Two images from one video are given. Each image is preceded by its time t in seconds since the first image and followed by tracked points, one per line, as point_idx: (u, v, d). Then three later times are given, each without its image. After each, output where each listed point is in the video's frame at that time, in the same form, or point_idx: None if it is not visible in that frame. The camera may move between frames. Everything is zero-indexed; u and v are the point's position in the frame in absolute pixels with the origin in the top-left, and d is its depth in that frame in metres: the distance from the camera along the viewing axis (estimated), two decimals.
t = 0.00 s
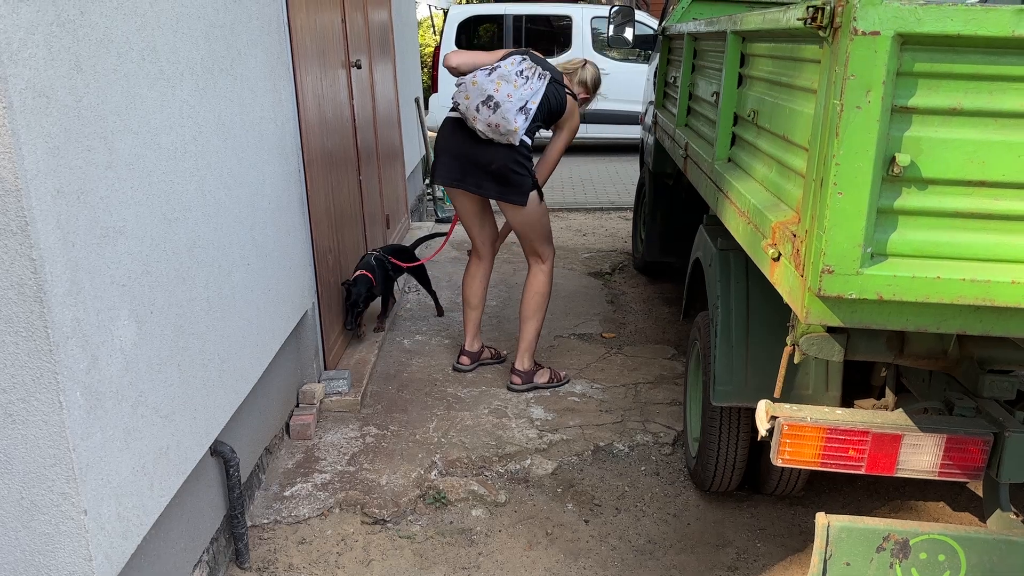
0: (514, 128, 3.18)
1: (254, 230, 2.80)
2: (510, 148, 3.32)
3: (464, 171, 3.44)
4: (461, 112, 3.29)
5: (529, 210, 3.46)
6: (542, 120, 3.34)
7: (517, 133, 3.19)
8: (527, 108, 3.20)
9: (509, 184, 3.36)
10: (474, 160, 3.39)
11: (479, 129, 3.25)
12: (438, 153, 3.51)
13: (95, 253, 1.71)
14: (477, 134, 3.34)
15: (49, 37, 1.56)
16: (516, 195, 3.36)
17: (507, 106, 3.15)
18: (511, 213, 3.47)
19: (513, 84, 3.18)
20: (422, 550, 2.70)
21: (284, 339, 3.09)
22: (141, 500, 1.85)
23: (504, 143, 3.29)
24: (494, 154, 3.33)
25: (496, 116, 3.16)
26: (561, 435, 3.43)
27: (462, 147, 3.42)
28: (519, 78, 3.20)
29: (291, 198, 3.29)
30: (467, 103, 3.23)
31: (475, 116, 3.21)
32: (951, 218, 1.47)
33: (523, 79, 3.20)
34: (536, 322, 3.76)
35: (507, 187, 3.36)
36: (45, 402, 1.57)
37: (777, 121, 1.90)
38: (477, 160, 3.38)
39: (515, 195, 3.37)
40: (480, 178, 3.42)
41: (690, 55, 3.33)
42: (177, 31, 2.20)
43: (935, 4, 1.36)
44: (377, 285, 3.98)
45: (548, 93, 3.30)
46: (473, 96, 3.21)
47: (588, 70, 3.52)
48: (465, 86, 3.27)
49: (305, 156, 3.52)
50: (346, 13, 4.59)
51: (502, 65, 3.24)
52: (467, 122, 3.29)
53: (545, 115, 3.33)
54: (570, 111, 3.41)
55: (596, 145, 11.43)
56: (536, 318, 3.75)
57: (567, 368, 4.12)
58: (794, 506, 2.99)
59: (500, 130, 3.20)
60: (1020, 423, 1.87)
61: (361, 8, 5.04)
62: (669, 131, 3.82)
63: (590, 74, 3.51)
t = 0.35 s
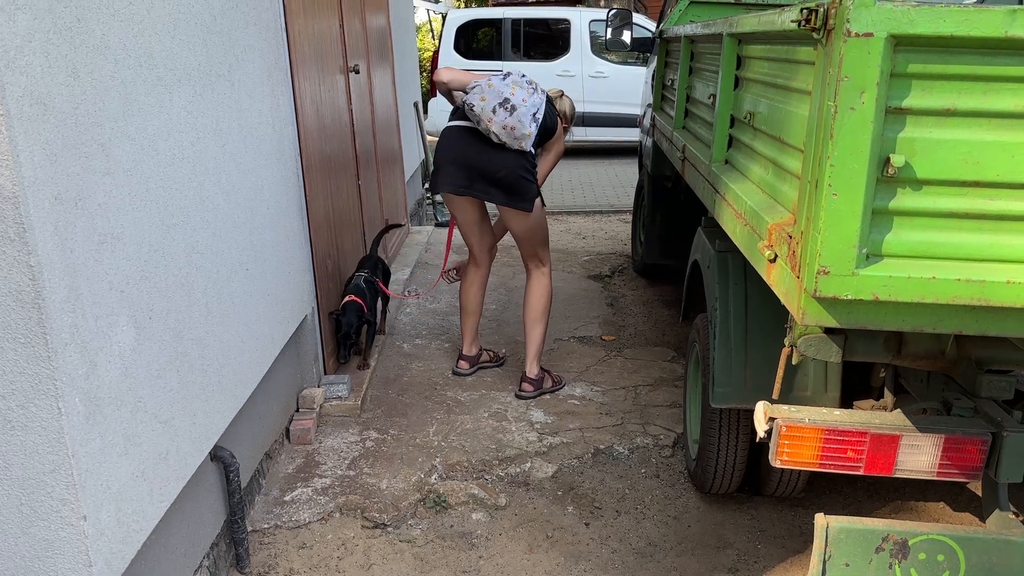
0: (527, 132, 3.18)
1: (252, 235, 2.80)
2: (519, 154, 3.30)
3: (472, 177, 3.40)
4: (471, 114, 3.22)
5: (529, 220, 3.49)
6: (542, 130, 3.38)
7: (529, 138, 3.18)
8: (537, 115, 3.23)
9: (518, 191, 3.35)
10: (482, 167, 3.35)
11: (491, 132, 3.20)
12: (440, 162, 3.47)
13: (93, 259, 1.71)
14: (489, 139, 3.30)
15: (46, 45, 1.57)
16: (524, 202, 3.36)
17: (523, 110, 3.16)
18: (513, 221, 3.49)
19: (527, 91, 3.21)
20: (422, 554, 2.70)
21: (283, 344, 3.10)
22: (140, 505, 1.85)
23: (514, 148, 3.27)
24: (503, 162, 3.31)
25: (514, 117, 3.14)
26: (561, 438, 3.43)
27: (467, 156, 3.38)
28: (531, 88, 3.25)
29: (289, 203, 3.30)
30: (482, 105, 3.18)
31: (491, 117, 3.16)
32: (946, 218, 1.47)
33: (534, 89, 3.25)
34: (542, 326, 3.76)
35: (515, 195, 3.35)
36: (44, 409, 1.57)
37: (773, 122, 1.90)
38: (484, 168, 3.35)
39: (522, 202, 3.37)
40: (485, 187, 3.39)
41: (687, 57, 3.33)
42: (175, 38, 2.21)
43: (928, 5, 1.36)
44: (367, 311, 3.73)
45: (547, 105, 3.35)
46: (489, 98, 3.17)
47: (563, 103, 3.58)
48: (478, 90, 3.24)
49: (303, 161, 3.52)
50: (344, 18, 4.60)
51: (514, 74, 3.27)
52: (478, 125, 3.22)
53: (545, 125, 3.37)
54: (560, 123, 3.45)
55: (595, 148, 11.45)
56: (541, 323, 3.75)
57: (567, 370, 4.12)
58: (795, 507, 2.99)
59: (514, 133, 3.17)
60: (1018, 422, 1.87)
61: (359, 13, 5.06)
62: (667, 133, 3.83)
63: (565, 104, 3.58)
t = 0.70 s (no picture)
0: (547, 125, 3.21)
1: (251, 239, 2.81)
2: (539, 148, 3.33)
3: (495, 173, 3.38)
4: (489, 113, 3.18)
5: (539, 216, 3.46)
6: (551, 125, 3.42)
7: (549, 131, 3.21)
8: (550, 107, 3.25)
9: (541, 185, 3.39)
10: (506, 163, 3.34)
11: (511, 130, 3.18)
12: (457, 162, 3.42)
13: (92, 263, 1.71)
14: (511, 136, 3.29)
15: (44, 50, 1.57)
16: (547, 195, 3.41)
17: (541, 103, 3.17)
18: (523, 217, 3.47)
19: (539, 84, 3.23)
20: (423, 557, 2.70)
21: (282, 347, 3.10)
22: (140, 509, 1.85)
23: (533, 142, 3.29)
24: (525, 156, 3.32)
25: (536, 112, 3.14)
26: (561, 440, 3.43)
27: (489, 154, 3.35)
28: (539, 80, 3.27)
29: (287, 206, 3.30)
30: (501, 103, 3.14)
31: (512, 115, 3.14)
32: (944, 216, 1.48)
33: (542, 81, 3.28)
34: (538, 334, 3.75)
35: (538, 189, 3.38)
36: (43, 413, 1.57)
37: (770, 123, 1.91)
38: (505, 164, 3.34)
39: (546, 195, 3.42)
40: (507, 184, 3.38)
41: (685, 58, 3.34)
42: (172, 42, 2.22)
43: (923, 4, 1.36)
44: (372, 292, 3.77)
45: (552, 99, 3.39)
46: (508, 95, 3.14)
47: (558, 85, 3.53)
48: (492, 87, 3.19)
49: (302, 164, 3.53)
50: (342, 21, 4.61)
51: (522, 67, 3.26)
52: (497, 124, 3.19)
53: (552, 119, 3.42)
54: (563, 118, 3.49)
55: (594, 150, 11.46)
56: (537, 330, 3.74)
57: (566, 372, 4.12)
58: (795, 507, 2.99)
59: (535, 128, 3.18)
60: (1017, 420, 1.88)
61: (357, 17, 5.07)
62: (665, 134, 3.83)
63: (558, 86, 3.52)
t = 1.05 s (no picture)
0: (534, 122, 3.19)
1: (249, 243, 2.81)
2: (528, 144, 3.34)
3: (485, 172, 3.36)
4: (475, 112, 3.18)
5: (530, 212, 3.46)
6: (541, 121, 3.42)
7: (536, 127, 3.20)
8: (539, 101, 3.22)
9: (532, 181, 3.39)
10: (495, 160, 3.34)
11: (498, 128, 3.18)
12: (446, 163, 3.38)
13: (89, 268, 1.72)
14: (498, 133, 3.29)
15: (40, 56, 1.57)
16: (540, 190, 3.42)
17: (527, 99, 3.15)
18: (515, 214, 3.47)
19: (526, 79, 3.20)
20: (422, 560, 2.70)
21: (280, 351, 3.10)
22: (138, 514, 1.85)
23: (521, 139, 3.29)
24: (515, 153, 3.32)
25: (522, 109, 3.13)
26: (560, 442, 3.44)
27: (478, 151, 3.33)
28: (527, 73, 3.24)
29: (285, 210, 3.30)
30: (486, 101, 3.14)
31: (497, 113, 3.13)
32: (938, 217, 1.48)
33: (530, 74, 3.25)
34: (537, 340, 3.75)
35: (530, 186, 3.39)
36: (40, 418, 1.57)
37: (765, 125, 1.91)
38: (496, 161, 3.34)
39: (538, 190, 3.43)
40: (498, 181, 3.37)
41: (681, 60, 3.35)
42: (169, 47, 2.22)
43: (915, 6, 1.37)
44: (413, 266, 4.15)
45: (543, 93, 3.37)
46: (493, 93, 3.13)
47: (550, 76, 3.52)
48: (477, 85, 3.18)
49: (299, 168, 3.54)
50: (338, 25, 4.62)
51: (508, 63, 3.23)
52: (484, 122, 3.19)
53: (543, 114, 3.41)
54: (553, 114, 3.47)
55: (591, 153, 11.48)
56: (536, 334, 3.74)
57: (565, 375, 4.13)
58: (794, 508, 3.00)
59: (521, 125, 3.17)
60: (1013, 420, 1.88)
61: (353, 21, 5.08)
62: (661, 137, 3.85)
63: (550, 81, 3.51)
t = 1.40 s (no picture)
0: (499, 132, 3.18)
1: (244, 248, 2.82)
2: (499, 154, 3.33)
3: (456, 184, 3.36)
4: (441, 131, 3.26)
5: (508, 219, 3.48)
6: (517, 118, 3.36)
7: (506, 135, 3.19)
8: (506, 107, 3.17)
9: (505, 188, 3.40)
10: (466, 172, 3.35)
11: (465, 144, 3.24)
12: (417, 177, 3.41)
13: (84, 275, 1.72)
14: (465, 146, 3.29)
15: (34, 63, 1.58)
16: (514, 197, 3.42)
17: (488, 114, 3.13)
18: (495, 220, 3.48)
19: (488, 88, 3.14)
20: (420, 564, 2.70)
21: (276, 355, 3.11)
22: (135, 519, 1.85)
23: (494, 148, 3.29)
24: (484, 163, 3.33)
25: (482, 127, 3.13)
26: (557, 445, 3.44)
27: (448, 164, 3.35)
28: (491, 78, 3.16)
29: (280, 215, 3.31)
30: (447, 121, 3.19)
31: (459, 132, 3.19)
32: (928, 220, 1.49)
33: (495, 78, 3.17)
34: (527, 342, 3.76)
35: (504, 194, 3.40)
36: (36, 425, 1.58)
37: (758, 128, 1.92)
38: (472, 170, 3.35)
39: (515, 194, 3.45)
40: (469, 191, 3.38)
41: (675, 63, 3.36)
42: (163, 53, 2.23)
43: (905, 11, 1.38)
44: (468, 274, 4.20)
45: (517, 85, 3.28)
46: (451, 113, 3.16)
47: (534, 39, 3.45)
48: (438, 103, 3.21)
49: (295, 172, 3.54)
50: (334, 29, 4.63)
51: (467, 72, 3.16)
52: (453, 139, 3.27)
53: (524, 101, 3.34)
54: (544, 88, 3.39)
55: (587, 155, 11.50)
56: (526, 336, 3.74)
57: (561, 377, 4.13)
58: (790, 509, 3.00)
59: (486, 139, 3.19)
60: (1006, 420, 1.89)
61: (349, 25, 5.09)
62: (656, 139, 3.86)
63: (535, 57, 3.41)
